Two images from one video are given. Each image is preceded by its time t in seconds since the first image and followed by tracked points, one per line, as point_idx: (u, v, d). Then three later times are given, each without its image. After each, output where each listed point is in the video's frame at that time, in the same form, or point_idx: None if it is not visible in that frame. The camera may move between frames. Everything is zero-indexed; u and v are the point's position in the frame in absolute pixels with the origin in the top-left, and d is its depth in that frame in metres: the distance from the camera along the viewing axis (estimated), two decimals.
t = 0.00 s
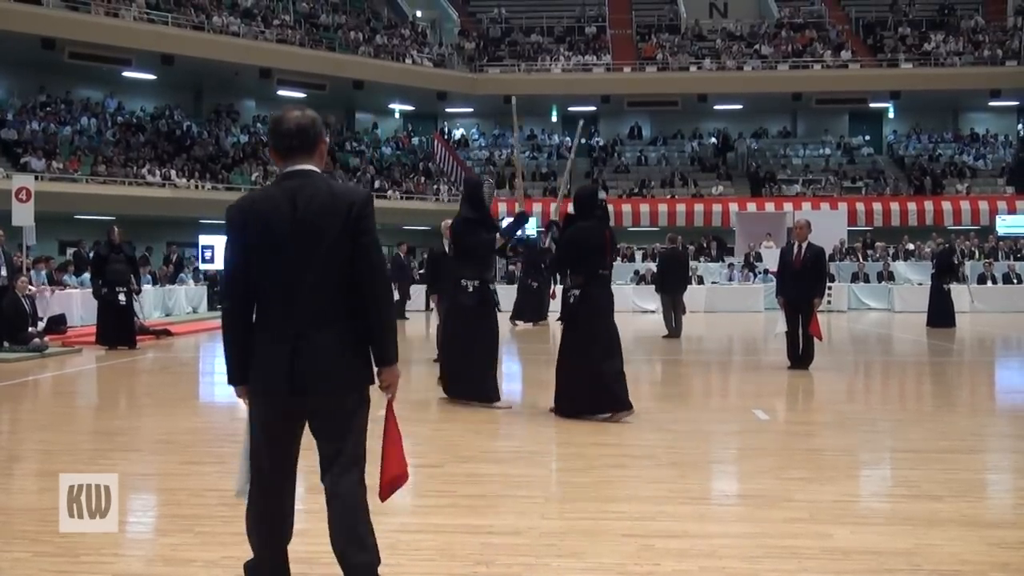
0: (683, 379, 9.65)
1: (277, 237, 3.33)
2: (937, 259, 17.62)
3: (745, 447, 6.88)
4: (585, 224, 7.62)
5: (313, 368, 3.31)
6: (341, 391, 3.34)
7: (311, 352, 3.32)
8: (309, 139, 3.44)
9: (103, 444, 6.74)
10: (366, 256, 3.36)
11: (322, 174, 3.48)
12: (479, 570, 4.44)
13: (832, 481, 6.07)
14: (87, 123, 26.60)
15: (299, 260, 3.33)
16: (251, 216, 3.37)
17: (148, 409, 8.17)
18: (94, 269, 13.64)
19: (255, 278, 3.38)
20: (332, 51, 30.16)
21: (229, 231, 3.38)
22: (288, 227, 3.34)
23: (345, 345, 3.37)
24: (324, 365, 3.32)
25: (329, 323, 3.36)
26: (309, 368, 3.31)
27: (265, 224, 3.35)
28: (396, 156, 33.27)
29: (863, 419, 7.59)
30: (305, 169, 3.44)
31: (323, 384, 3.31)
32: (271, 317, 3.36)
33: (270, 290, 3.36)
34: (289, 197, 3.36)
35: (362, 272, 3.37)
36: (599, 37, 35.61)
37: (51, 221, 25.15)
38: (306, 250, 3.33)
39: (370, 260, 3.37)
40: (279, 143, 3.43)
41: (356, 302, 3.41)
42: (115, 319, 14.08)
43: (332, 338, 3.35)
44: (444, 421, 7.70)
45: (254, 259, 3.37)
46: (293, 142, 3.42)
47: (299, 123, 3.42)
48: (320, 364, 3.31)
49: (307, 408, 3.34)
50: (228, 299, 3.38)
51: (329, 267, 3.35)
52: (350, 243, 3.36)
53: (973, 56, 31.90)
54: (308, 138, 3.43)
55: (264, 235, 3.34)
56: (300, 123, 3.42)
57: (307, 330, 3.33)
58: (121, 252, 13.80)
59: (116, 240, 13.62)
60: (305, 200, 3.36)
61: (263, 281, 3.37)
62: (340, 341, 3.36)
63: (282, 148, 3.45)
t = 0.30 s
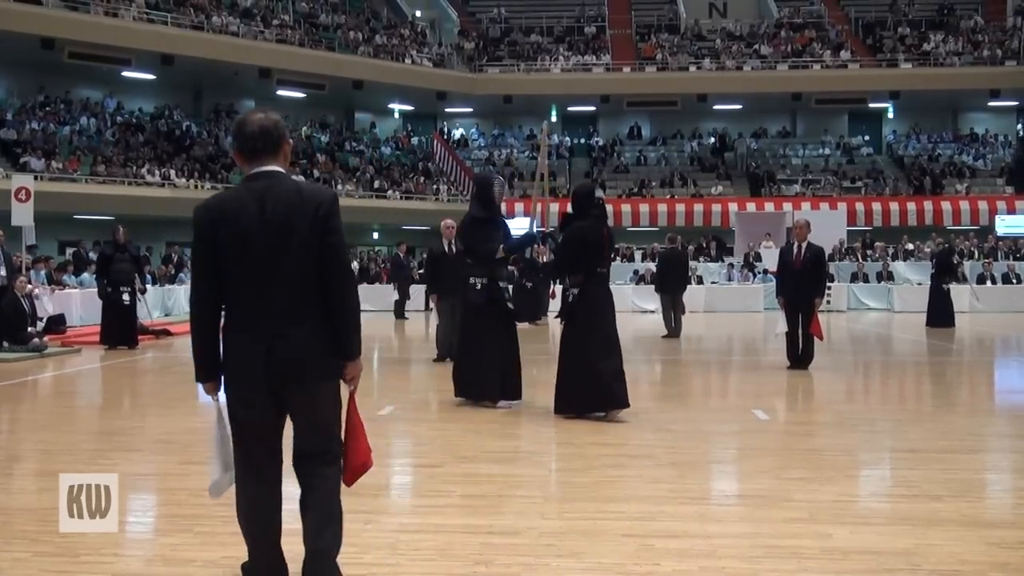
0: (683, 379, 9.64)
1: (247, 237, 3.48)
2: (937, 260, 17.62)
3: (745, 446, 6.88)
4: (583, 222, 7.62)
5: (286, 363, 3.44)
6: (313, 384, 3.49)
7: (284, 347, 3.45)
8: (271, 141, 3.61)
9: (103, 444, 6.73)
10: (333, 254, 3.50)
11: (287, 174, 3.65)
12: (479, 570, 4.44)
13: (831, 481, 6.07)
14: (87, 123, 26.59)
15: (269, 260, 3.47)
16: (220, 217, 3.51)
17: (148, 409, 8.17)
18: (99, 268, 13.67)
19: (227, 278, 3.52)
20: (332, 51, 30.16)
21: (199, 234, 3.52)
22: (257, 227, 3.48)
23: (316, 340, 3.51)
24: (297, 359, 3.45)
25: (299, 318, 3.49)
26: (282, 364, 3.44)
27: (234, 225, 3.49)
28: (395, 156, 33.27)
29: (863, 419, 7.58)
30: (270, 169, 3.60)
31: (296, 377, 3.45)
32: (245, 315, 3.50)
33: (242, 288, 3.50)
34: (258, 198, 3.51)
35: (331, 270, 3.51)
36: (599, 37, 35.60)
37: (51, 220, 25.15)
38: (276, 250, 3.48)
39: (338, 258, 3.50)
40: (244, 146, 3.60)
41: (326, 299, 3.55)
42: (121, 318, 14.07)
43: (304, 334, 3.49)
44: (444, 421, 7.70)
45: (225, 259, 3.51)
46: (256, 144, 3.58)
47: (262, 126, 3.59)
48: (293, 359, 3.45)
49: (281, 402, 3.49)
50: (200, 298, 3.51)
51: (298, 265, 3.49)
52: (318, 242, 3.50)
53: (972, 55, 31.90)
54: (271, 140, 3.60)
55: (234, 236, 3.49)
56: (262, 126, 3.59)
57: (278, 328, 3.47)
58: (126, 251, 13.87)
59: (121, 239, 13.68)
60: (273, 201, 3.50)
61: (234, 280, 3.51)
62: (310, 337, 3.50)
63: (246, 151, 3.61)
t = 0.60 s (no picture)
0: (682, 378, 9.62)
1: (244, 240, 3.58)
2: (937, 258, 17.62)
3: (745, 446, 6.87)
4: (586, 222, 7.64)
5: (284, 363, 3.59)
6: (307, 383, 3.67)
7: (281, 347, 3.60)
8: (264, 147, 3.71)
9: (103, 443, 6.73)
10: (328, 260, 3.67)
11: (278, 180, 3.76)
12: (479, 570, 4.43)
13: (831, 481, 6.06)
14: (86, 122, 26.59)
15: (267, 263, 3.60)
16: (217, 219, 3.59)
17: (147, 409, 8.16)
18: (105, 267, 13.77)
19: (222, 279, 3.61)
20: (332, 51, 30.15)
21: (193, 235, 3.57)
22: (255, 231, 3.59)
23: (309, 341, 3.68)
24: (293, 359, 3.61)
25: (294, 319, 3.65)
26: (279, 364, 3.58)
27: (231, 227, 3.58)
28: (396, 156, 33.28)
29: (862, 418, 7.58)
30: (260, 176, 3.70)
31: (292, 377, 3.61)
32: (240, 316, 3.60)
33: (239, 289, 3.60)
34: (253, 203, 3.62)
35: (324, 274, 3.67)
36: (599, 36, 35.60)
37: (50, 220, 25.15)
38: (273, 254, 3.60)
39: (332, 263, 3.67)
40: (236, 151, 3.69)
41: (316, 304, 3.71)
42: (128, 318, 14.09)
43: (299, 335, 3.65)
44: (445, 421, 7.69)
45: (221, 261, 3.59)
46: (249, 150, 3.68)
47: (254, 132, 3.68)
48: (290, 360, 3.60)
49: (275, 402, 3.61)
50: (193, 297, 3.58)
51: (294, 269, 3.64)
52: (314, 247, 3.67)
53: (972, 55, 31.91)
54: (263, 146, 3.70)
55: (231, 238, 3.58)
56: (255, 132, 3.68)
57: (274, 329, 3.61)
58: (132, 251, 13.98)
59: (126, 239, 13.79)
60: (269, 205, 3.62)
61: (231, 282, 3.61)
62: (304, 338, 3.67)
63: (239, 156, 3.71)
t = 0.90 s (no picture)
0: (682, 377, 9.62)
1: (250, 240, 3.74)
2: (937, 258, 17.60)
3: (746, 445, 6.87)
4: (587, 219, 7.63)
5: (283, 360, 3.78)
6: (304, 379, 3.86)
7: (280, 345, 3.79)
8: (269, 148, 3.85)
9: (103, 443, 6.72)
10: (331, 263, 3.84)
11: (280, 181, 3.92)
12: (479, 570, 4.43)
13: (831, 480, 6.06)
14: (87, 122, 26.57)
15: (271, 261, 3.77)
16: (225, 218, 3.74)
17: (147, 408, 8.14)
18: (109, 266, 13.84)
19: (226, 276, 3.76)
20: (332, 51, 30.12)
21: (202, 233, 3.71)
22: (262, 230, 3.75)
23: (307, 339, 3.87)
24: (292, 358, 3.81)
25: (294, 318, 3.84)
26: (280, 359, 3.76)
27: (238, 226, 3.74)
28: (395, 155, 33.26)
29: (862, 418, 7.57)
30: (264, 177, 3.85)
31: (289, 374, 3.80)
32: (243, 311, 3.77)
33: (243, 287, 3.76)
34: (260, 203, 3.79)
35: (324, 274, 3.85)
36: (599, 36, 35.60)
37: (50, 220, 25.13)
38: (278, 253, 3.77)
39: (334, 266, 3.85)
40: (241, 152, 3.83)
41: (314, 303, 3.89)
42: (132, 316, 14.04)
43: (298, 333, 3.84)
44: (445, 420, 7.68)
45: (227, 258, 3.74)
46: (254, 152, 3.82)
47: (260, 134, 3.83)
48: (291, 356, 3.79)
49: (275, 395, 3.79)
50: (199, 292, 3.72)
51: (297, 268, 3.82)
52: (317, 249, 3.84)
53: (973, 54, 31.90)
54: (268, 148, 3.84)
55: (238, 236, 3.74)
56: (261, 134, 3.83)
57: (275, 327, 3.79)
58: (137, 251, 14.06)
59: (132, 238, 13.87)
60: (276, 207, 3.79)
61: (235, 279, 3.76)
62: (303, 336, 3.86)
63: (243, 157, 3.84)
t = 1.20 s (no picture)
0: (682, 377, 9.62)
1: (252, 238, 3.99)
2: (936, 258, 17.62)
3: (746, 444, 6.86)
4: (587, 218, 7.63)
5: (282, 351, 4.04)
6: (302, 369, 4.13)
7: (280, 336, 4.05)
8: (266, 151, 4.10)
9: (104, 443, 6.71)
10: (328, 259, 4.13)
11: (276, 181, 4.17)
12: (479, 569, 4.43)
13: (831, 479, 6.07)
14: (86, 122, 26.58)
15: (271, 258, 4.02)
16: (228, 216, 3.98)
17: (147, 408, 8.12)
18: (110, 264, 13.84)
19: (226, 271, 3.99)
20: (332, 50, 30.13)
21: (205, 232, 3.94)
22: (262, 228, 4.01)
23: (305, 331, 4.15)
24: (290, 349, 4.07)
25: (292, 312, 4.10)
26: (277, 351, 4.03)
27: (239, 225, 3.98)
28: (395, 155, 33.23)
29: (861, 417, 7.58)
30: (260, 177, 4.10)
31: (288, 363, 4.06)
32: (243, 304, 4.01)
33: (243, 282, 4.00)
34: (259, 202, 4.04)
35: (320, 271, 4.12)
36: (599, 35, 35.64)
37: (50, 220, 25.12)
38: (277, 250, 4.03)
39: (331, 264, 4.14)
40: (239, 153, 4.07)
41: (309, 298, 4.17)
42: (132, 316, 14.00)
43: (295, 327, 4.11)
44: (445, 419, 7.68)
45: (228, 255, 3.98)
46: (252, 153, 4.07)
47: (258, 136, 4.08)
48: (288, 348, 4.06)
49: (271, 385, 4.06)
50: (200, 288, 3.95)
51: (295, 265, 4.08)
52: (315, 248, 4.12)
53: (972, 54, 31.91)
54: (265, 150, 4.09)
55: (238, 235, 3.98)
56: (258, 137, 4.08)
57: (275, 319, 4.05)
58: (137, 251, 14.06)
59: (133, 237, 13.87)
60: (276, 207, 4.05)
61: (235, 276, 4.00)
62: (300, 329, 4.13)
63: (241, 158, 4.09)
